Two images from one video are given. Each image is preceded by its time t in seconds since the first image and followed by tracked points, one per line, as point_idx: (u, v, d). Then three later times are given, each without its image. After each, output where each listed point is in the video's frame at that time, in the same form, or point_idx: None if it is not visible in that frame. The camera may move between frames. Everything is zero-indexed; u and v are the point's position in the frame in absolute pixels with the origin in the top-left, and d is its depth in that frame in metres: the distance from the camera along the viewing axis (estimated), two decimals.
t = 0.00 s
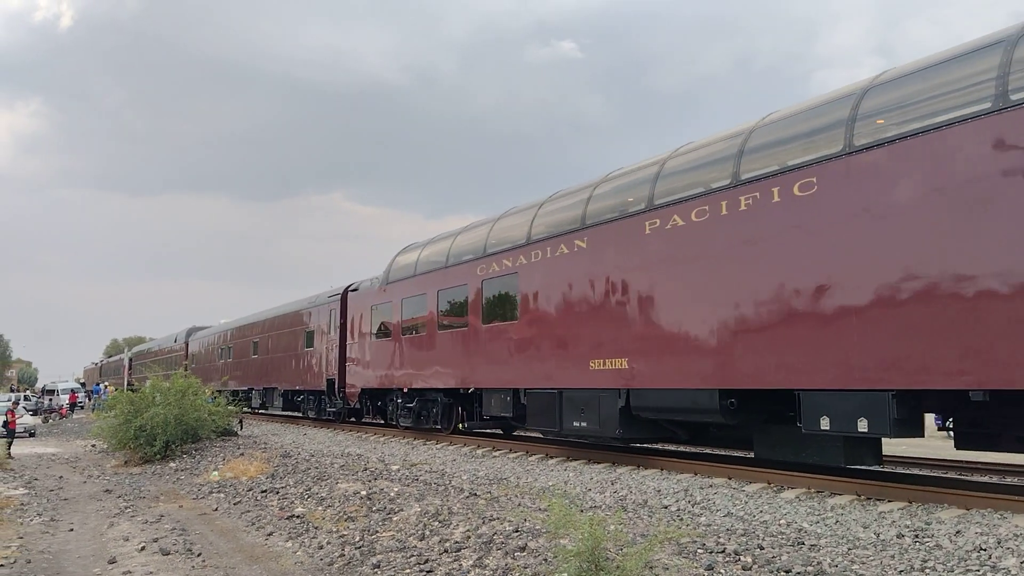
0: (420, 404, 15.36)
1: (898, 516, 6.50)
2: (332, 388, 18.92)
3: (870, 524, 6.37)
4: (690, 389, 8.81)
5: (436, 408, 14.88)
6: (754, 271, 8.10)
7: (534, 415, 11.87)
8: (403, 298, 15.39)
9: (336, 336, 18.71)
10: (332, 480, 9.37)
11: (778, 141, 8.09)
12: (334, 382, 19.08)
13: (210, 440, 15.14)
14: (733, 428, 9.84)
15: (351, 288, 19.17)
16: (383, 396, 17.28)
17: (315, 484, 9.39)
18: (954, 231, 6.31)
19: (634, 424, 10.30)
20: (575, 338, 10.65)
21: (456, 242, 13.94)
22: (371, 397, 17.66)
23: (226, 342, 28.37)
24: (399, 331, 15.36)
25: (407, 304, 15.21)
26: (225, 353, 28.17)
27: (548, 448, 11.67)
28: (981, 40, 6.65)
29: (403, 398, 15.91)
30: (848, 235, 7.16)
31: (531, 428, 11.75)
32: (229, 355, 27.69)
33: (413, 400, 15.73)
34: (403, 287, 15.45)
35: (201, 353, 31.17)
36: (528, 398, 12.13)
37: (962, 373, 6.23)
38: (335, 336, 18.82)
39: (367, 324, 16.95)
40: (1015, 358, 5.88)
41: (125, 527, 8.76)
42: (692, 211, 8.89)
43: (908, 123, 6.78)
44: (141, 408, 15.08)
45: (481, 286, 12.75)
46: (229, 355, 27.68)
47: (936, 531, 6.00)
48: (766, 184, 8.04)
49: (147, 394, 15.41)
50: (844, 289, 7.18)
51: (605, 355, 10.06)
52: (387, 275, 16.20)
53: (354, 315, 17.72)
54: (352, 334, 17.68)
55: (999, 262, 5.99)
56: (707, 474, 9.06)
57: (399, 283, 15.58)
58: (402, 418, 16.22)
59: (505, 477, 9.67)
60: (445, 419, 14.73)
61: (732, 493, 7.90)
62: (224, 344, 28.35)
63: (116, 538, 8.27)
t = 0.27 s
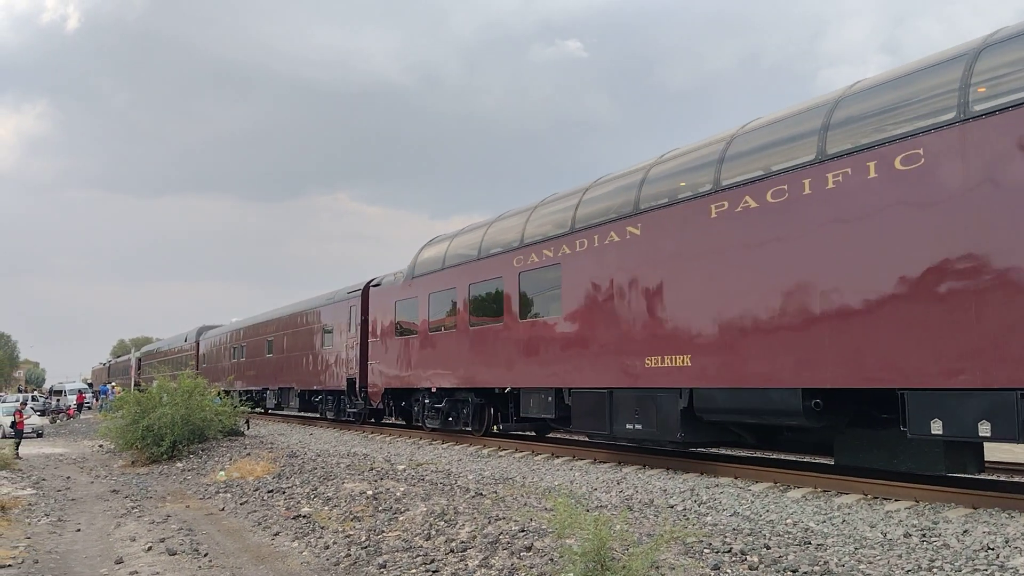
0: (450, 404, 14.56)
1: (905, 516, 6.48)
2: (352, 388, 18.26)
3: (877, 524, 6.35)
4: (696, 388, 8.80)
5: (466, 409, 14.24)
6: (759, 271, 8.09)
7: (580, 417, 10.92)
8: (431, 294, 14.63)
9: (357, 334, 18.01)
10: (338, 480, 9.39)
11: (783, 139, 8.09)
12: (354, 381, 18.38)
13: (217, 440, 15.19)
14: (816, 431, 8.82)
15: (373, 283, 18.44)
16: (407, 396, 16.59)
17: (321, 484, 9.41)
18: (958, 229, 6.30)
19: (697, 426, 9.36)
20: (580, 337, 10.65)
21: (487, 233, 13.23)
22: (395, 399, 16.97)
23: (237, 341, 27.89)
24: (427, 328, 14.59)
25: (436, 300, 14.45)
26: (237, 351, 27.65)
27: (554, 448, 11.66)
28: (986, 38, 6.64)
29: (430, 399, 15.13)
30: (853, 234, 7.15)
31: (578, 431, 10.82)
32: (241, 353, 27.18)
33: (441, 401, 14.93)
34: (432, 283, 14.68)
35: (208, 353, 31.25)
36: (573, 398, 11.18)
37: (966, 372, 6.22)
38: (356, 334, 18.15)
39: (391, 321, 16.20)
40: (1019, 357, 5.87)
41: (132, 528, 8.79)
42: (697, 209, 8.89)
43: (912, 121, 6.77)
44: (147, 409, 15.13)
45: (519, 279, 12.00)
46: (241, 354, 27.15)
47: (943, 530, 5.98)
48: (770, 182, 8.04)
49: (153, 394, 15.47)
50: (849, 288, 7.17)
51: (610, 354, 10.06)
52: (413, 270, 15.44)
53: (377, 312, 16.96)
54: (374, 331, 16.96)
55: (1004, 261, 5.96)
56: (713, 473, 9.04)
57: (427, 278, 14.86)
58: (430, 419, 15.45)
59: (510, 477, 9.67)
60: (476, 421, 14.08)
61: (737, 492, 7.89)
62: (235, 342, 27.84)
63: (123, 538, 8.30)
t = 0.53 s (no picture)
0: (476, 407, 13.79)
1: (905, 516, 6.48)
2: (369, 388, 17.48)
3: (877, 524, 6.35)
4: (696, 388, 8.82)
5: (493, 411, 13.45)
6: (759, 271, 8.10)
7: (627, 420, 10.10)
8: (456, 289, 13.82)
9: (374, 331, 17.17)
10: (338, 481, 9.40)
11: (782, 141, 8.11)
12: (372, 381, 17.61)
13: (218, 440, 15.20)
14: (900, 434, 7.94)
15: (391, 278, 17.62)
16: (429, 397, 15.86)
17: (322, 484, 9.42)
18: (956, 230, 6.31)
19: (765, 431, 8.49)
20: (581, 338, 10.66)
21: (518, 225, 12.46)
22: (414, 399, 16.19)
23: (246, 340, 27.18)
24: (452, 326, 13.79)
25: (462, 297, 13.65)
26: (247, 350, 26.90)
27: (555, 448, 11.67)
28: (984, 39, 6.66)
29: (454, 400, 14.39)
30: (852, 235, 7.16)
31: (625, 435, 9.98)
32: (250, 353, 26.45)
33: (466, 402, 14.19)
34: (457, 277, 13.87)
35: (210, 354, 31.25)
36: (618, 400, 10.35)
37: (965, 373, 6.23)
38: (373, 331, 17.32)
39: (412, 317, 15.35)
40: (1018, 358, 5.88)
41: (133, 528, 8.80)
42: (697, 210, 8.91)
43: (910, 122, 6.79)
44: (148, 410, 15.15)
45: (555, 271, 11.22)
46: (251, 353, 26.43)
47: (943, 531, 5.98)
48: (770, 184, 8.05)
49: (154, 395, 15.49)
50: (848, 289, 7.18)
51: (611, 355, 10.08)
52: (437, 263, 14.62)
53: (395, 307, 16.12)
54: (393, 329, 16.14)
55: (1001, 261, 5.98)
56: (714, 474, 9.04)
57: (452, 272, 14.04)
58: (453, 422, 14.67)
59: (511, 478, 9.68)
60: (504, 423, 13.30)
61: (738, 493, 7.89)
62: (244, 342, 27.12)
63: (124, 539, 8.31)
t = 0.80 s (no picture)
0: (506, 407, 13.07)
1: (905, 516, 6.48)
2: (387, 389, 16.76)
3: (877, 524, 6.35)
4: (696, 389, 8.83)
5: (525, 413, 12.75)
6: (758, 272, 8.11)
7: (681, 422, 9.21)
8: (482, 282, 13.05)
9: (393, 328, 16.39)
10: (339, 481, 9.40)
11: (782, 141, 8.12)
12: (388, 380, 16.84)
13: (219, 441, 15.21)
14: (1005, 441, 7.10)
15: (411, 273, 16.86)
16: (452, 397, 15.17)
17: (322, 485, 9.42)
18: (954, 230, 6.33)
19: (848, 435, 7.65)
20: (581, 339, 10.66)
21: (550, 212, 11.72)
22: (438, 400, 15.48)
23: (252, 339, 26.46)
24: (478, 321, 13.02)
25: (489, 290, 12.89)
26: (254, 350, 26.14)
27: (555, 448, 11.68)
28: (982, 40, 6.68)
29: (481, 401, 13.70)
30: (851, 235, 7.17)
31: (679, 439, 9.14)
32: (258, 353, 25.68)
33: (495, 404, 13.52)
34: (483, 269, 13.09)
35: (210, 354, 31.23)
36: (670, 402, 9.48)
37: (964, 373, 6.25)
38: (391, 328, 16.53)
39: (434, 313, 14.57)
40: (1017, 358, 5.90)
41: (133, 529, 8.80)
42: (697, 211, 8.91)
43: (909, 123, 6.81)
44: (148, 410, 15.15)
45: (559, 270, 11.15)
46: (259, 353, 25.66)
47: (944, 531, 5.98)
48: (769, 184, 8.06)
49: (154, 396, 15.49)
50: (847, 289, 7.20)
51: (611, 355, 10.09)
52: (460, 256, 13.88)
53: (415, 302, 15.36)
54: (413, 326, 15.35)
55: (1001, 262, 6.00)
56: (714, 474, 9.05)
57: (476, 264, 13.28)
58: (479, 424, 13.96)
59: (511, 478, 9.69)
60: (537, 426, 12.61)
61: (739, 493, 7.89)
62: (251, 341, 26.39)
63: (124, 539, 8.31)
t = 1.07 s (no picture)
0: (543, 409, 12.29)
1: (909, 517, 6.48)
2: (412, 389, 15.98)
3: (881, 524, 6.35)
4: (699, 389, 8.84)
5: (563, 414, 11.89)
6: (760, 272, 8.12)
7: (750, 426, 8.37)
8: (516, 275, 12.29)
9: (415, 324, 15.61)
10: (342, 482, 9.41)
11: (783, 142, 8.12)
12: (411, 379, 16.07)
13: (222, 441, 15.23)
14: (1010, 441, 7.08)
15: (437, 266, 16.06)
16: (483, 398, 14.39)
17: (326, 485, 9.44)
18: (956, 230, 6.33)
19: (958, 442, 6.73)
20: (584, 339, 10.67)
21: (562, 210, 11.54)
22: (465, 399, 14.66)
23: (263, 338, 25.79)
24: (512, 317, 12.26)
25: (524, 284, 12.12)
26: (265, 349, 25.47)
27: (578, 450, 11.28)
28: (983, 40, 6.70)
29: (515, 402, 12.90)
30: (852, 235, 7.18)
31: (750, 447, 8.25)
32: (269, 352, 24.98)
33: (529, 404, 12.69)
34: (516, 262, 12.31)
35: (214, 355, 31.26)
36: (738, 404, 8.63)
37: (965, 373, 6.25)
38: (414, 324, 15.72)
39: (464, 308, 13.81)
40: (1018, 358, 5.90)
41: (137, 529, 8.82)
42: (698, 211, 8.91)
43: (910, 123, 6.81)
44: (152, 411, 15.17)
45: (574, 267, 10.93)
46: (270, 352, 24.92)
47: (948, 531, 5.98)
48: (770, 184, 8.06)
49: (158, 396, 15.52)
50: (849, 289, 7.20)
51: (614, 356, 10.10)
52: (492, 249, 13.12)
53: (442, 297, 14.61)
54: (439, 321, 14.56)
55: (1002, 261, 5.99)
56: (718, 474, 9.05)
57: (509, 257, 12.51)
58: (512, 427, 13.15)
59: (515, 478, 9.69)
60: (576, 429, 11.77)
61: (742, 493, 7.90)
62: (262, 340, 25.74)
63: (129, 540, 8.33)
